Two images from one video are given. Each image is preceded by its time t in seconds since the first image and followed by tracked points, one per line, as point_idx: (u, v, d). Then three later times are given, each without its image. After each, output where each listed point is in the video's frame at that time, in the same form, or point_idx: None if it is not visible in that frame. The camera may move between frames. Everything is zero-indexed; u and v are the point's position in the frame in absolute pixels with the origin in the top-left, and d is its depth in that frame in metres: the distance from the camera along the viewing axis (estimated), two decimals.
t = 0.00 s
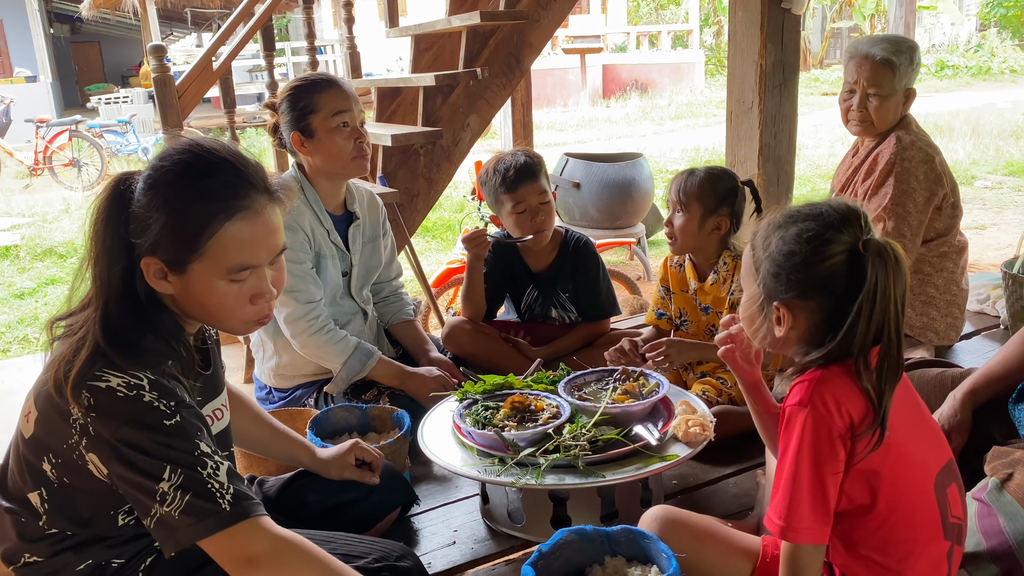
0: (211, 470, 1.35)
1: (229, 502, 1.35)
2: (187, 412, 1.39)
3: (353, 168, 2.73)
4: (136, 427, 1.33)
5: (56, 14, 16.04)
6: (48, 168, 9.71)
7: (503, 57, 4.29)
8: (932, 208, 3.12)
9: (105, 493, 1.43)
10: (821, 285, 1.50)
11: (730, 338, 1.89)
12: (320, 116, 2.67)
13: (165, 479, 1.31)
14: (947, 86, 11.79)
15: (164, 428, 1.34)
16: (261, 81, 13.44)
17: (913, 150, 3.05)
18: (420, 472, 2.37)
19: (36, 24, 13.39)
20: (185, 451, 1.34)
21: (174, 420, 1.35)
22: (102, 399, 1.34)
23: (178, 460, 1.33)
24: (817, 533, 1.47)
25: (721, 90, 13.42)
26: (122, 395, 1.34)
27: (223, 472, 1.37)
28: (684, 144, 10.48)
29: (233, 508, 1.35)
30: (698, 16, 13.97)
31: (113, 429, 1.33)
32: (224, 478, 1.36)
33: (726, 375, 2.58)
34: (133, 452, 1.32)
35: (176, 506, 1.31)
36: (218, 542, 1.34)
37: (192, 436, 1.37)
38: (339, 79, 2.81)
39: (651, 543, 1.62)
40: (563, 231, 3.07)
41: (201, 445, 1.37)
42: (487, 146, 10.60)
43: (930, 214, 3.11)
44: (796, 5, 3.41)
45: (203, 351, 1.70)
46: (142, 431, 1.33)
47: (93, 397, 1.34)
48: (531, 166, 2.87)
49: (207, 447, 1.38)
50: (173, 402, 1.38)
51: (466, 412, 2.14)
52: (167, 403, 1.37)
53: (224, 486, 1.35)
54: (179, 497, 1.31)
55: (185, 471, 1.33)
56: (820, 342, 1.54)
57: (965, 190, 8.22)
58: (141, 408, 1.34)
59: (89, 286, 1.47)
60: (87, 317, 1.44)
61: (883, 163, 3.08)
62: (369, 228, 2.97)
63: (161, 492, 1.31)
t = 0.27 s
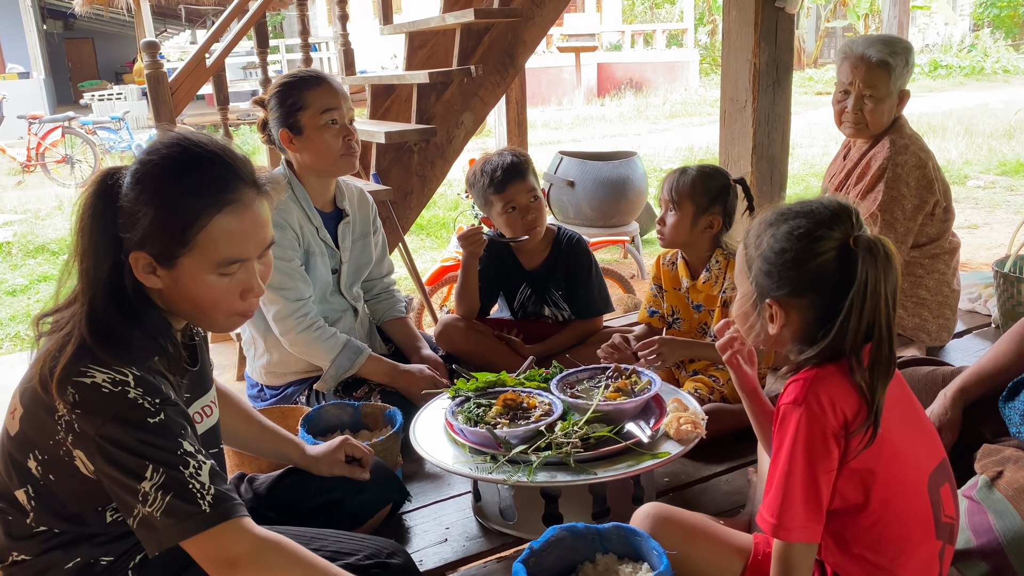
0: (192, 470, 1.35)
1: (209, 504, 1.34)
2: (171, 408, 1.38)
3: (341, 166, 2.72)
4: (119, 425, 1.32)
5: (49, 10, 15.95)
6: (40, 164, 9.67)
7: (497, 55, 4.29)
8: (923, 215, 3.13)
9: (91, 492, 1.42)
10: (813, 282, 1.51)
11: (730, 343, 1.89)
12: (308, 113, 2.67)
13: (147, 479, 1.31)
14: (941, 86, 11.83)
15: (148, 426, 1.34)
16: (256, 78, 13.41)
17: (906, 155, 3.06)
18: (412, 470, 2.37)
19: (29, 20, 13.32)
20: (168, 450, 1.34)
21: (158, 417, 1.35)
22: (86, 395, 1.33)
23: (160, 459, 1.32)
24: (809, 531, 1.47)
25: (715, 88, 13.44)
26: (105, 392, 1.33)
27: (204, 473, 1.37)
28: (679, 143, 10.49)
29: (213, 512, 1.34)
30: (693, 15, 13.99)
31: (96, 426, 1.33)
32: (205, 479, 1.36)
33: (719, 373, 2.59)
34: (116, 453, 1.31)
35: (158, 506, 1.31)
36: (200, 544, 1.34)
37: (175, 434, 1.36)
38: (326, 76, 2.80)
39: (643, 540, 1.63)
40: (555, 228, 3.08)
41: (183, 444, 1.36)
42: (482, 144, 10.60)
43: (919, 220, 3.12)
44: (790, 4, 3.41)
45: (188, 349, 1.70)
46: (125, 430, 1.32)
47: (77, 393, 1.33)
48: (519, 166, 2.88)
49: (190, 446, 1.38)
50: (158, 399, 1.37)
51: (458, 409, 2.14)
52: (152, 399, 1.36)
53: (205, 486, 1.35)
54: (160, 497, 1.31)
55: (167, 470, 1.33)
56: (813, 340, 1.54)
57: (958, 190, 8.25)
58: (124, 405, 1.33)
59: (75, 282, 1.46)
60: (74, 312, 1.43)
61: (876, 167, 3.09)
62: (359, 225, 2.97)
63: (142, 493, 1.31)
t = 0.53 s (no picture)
0: (150, 484, 1.31)
1: (157, 523, 1.30)
2: (143, 412, 1.35)
3: (330, 164, 2.71)
4: (86, 429, 1.30)
5: (39, 7, 15.86)
6: (30, 162, 9.61)
7: (489, 53, 4.28)
8: (912, 218, 3.13)
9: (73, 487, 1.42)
10: (799, 281, 1.51)
11: (721, 345, 1.89)
12: (296, 111, 2.66)
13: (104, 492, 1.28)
14: (932, 86, 11.88)
15: (115, 429, 1.31)
16: (247, 76, 13.37)
17: (896, 158, 3.07)
18: (403, 468, 2.36)
19: (18, 17, 13.24)
20: (129, 460, 1.30)
21: (128, 420, 1.32)
22: (60, 394, 1.32)
23: (118, 471, 1.29)
24: (800, 530, 1.48)
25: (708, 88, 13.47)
26: (79, 391, 1.32)
27: (163, 484, 1.32)
28: (671, 142, 10.51)
29: (159, 531, 1.30)
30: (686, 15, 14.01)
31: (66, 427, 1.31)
32: (160, 496, 1.31)
33: (709, 371, 2.60)
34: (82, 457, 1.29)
35: (112, 523, 1.29)
36: (167, 556, 1.32)
37: (143, 441, 1.33)
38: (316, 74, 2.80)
39: (633, 539, 1.63)
40: (545, 227, 3.08)
41: (148, 451, 1.32)
42: (475, 143, 10.59)
43: (909, 224, 3.13)
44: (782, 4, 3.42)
45: (174, 341, 1.68)
46: (90, 434, 1.29)
47: (52, 391, 1.32)
48: (508, 165, 2.87)
49: (156, 454, 1.34)
50: (130, 401, 1.34)
51: (449, 407, 2.14)
52: (124, 402, 1.33)
53: (156, 504, 1.31)
54: (116, 513, 1.29)
55: (123, 484, 1.29)
56: (801, 340, 1.54)
57: (948, 190, 8.29)
58: (94, 407, 1.31)
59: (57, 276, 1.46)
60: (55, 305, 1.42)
61: (866, 171, 3.10)
62: (348, 223, 2.96)
63: (100, 506, 1.29)
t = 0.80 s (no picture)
0: (111, 485, 1.29)
1: (113, 527, 1.28)
2: (110, 411, 1.33)
3: (320, 165, 2.71)
4: (48, 427, 1.28)
5: (29, 5, 15.78)
6: (19, 160, 9.56)
7: (481, 53, 4.29)
8: (900, 222, 3.15)
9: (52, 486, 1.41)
10: (786, 282, 1.52)
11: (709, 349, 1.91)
12: (287, 112, 2.66)
13: (62, 494, 1.26)
14: (922, 88, 11.93)
15: (80, 428, 1.29)
16: (238, 76, 13.34)
17: (884, 163, 3.09)
18: (393, 468, 2.36)
19: (8, 15, 13.17)
20: (90, 460, 1.28)
21: (94, 419, 1.31)
22: (33, 390, 1.32)
23: (77, 471, 1.27)
24: (787, 528, 1.49)
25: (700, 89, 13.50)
26: (49, 388, 1.31)
27: (123, 486, 1.30)
28: (663, 143, 10.54)
29: (116, 534, 1.28)
30: (678, 16, 14.05)
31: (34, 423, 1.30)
32: (117, 499, 1.29)
33: (699, 370, 2.61)
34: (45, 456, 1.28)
35: (69, 526, 1.27)
36: (120, 563, 1.30)
37: (107, 440, 1.31)
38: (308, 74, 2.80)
39: (622, 537, 1.64)
40: (536, 227, 3.09)
41: (110, 451, 1.30)
42: (467, 143, 10.59)
43: (897, 228, 3.15)
44: (772, 6, 3.44)
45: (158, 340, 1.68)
46: (53, 433, 1.28)
47: (24, 386, 1.32)
48: (498, 165, 2.88)
49: (120, 454, 1.31)
50: (99, 400, 1.33)
51: (440, 406, 2.15)
52: (91, 401, 1.32)
53: (112, 507, 1.28)
54: (74, 515, 1.27)
55: (82, 485, 1.27)
56: (789, 341, 1.56)
57: (937, 190, 8.34)
58: (62, 403, 1.30)
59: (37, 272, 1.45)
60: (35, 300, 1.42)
61: (854, 175, 3.12)
62: (340, 223, 2.96)
63: (57, 507, 1.27)
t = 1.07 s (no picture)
0: (98, 479, 1.29)
1: (102, 520, 1.29)
2: (93, 404, 1.34)
3: (312, 165, 2.71)
4: (31, 423, 1.29)
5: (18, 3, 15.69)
6: (9, 159, 9.51)
7: (472, 53, 4.29)
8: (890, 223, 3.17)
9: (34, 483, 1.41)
10: (777, 279, 1.53)
11: (692, 342, 1.92)
12: (278, 111, 2.66)
13: (48, 489, 1.27)
14: (912, 88, 11.95)
15: (63, 423, 1.30)
16: (230, 75, 13.31)
17: (873, 164, 3.10)
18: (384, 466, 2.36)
19: None
20: (76, 455, 1.29)
21: (77, 414, 1.31)
22: (11, 387, 1.31)
23: (62, 466, 1.27)
24: (778, 525, 1.50)
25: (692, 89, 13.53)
26: (27, 383, 1.31)
27: (111, 479, 1.31)
28: (655, 143, 10.56)
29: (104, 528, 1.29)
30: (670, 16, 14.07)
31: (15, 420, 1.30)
32: (105, 492, 1.30)
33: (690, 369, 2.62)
34: (29, 451, 1.28)
35: (57, 520, 1.28)
36: (112, 558, 1.31)
37: (91, 434, 1.31)
38: (300, 73, 2.79)
39: (612, 535, 1.64)
40: (528, 226, 3.09)
41: (97, 445, 1.31)
42: (459, 143, 10.59)
43: (886, 229, 3.17)
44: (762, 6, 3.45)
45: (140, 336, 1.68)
46: (36, 428, 1.28)
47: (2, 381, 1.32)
48: (489, 165, 2.88)
49: (105, 448, 1.32)
50: (79, 395, 1.33)
51: (432, 405, 2.15)
52: (74, 395, 1.32)
53: (101, 500, 1.29)
54: (60, 510, 1.28)
55: (68, 480, 1.27)
56: (780, 338, 1.56)
57: (928, 191, 8.39)
58: (41, 398, 1.30)
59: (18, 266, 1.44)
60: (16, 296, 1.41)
61: (845, 176, 3.13)
62: (331, 222, 2.95)
63: (43, 502, 1.28)
